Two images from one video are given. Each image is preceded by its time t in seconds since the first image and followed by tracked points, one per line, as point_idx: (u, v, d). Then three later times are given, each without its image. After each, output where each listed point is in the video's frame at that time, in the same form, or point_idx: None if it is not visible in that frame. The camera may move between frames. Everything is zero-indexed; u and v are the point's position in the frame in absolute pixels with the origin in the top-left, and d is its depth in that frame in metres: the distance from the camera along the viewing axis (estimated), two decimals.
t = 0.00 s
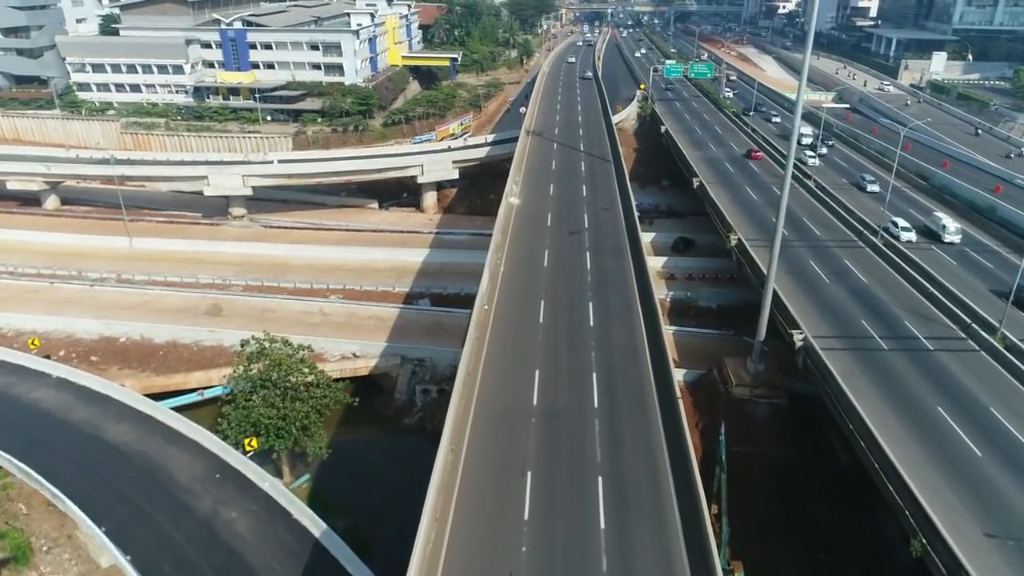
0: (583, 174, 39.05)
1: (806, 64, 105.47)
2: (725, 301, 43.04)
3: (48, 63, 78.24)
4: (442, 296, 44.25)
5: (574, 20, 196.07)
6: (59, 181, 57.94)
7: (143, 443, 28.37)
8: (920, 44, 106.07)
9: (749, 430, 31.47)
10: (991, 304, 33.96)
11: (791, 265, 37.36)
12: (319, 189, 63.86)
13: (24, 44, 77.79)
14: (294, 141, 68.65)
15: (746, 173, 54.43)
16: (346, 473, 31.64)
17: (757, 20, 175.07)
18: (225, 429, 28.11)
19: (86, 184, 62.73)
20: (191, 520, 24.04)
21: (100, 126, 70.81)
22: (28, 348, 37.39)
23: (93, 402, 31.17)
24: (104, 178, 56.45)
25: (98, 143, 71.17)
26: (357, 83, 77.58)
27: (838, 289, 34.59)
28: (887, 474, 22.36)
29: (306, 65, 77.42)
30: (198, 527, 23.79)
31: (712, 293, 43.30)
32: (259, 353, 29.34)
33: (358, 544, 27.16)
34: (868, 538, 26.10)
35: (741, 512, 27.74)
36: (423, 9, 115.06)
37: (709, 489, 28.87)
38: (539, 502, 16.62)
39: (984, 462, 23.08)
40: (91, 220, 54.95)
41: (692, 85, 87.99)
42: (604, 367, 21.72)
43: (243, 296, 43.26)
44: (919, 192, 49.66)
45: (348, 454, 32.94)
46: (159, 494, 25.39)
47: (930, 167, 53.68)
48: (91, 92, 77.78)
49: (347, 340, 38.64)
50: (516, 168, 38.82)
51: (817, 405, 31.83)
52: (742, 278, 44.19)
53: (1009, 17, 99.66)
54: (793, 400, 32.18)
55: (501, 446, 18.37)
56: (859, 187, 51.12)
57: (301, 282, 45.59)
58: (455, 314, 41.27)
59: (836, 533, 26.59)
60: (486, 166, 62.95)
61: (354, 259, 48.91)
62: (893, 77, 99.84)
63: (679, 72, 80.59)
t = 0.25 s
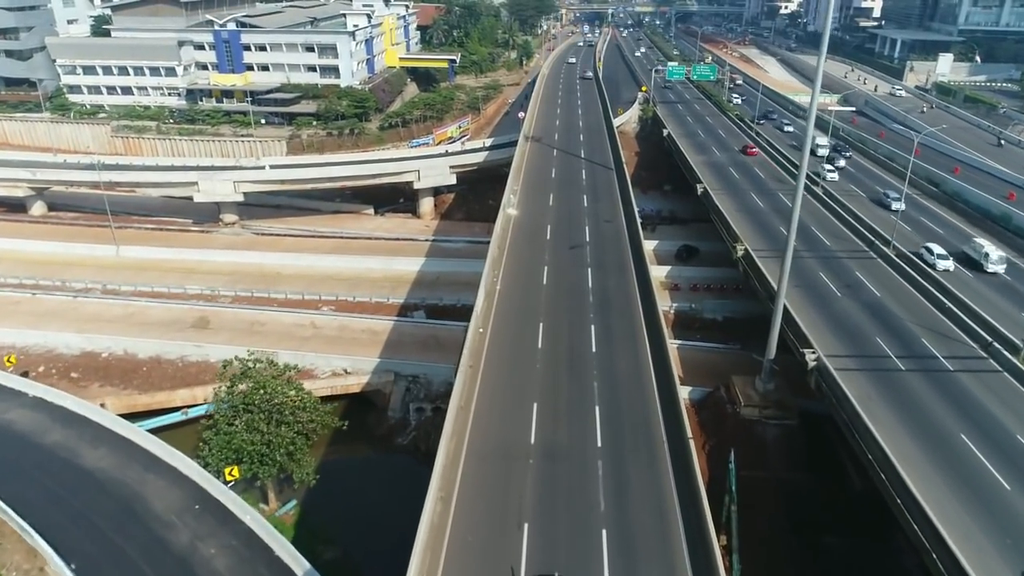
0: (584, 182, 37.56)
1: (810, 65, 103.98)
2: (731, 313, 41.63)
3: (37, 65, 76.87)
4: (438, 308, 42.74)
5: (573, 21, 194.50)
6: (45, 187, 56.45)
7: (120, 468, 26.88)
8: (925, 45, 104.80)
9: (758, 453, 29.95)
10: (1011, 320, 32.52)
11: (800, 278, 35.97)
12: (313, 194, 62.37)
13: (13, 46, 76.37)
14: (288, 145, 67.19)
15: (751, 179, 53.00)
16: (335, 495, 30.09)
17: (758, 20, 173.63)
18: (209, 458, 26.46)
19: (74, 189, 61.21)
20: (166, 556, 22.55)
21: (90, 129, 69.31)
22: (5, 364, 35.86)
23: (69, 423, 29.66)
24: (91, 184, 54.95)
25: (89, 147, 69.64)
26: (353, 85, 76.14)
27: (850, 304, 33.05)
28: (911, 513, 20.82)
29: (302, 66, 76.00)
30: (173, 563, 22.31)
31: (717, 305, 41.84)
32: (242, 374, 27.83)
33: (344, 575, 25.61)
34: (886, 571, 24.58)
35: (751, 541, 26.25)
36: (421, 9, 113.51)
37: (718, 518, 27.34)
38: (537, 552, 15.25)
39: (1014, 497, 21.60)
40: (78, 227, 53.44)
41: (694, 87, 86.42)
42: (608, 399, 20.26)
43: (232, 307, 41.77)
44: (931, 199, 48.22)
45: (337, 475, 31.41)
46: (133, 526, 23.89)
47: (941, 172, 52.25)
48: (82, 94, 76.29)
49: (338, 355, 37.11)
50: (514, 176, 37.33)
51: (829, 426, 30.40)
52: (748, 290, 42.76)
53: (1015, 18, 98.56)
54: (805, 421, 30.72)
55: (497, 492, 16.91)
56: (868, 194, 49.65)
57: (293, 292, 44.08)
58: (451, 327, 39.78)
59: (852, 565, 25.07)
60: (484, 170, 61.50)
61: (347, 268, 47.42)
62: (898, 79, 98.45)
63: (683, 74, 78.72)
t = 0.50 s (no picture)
0: (585, 191, 36.26)
1: (813, 66, 102.70)
2: (737, 323, 40.37)
3: (28, 66, 75.64)
4: (435, 319, 41.44)
5: (573, 21, 193.14)
6: (33, 193, 55.18)
7: (98, 493, 25.59)
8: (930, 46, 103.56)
9: (766, 475, 28.65)
10: None
11: (809, 289, 34.75)
12: (308, 199, 61.09)
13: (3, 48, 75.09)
14: (283, 148, 65.93)
15: (756, 184, 51.76)
16: (325, 518, 28.70)
17: (760, 21, 172.36)
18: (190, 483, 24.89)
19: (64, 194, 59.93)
20: None
21: (81, 132, 68.14)
22: None
23: (47, 443, 28.38)
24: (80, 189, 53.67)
25: (79, 150, 68.59)
26: (350, 87, 74.90)
27: (861, 319, 31.79)
28: (933, 547, 19.56)
29: (297, 68, 74.76)
30: None
31: (722, 315, 40.59)
32: (229, 395, 26.05)
33: None
34: None
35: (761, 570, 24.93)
36: (419, 10, 112.15)
37: (726, 545, 26.03)
38: None
39: None
40: (66, 233, 52.18)
41: (696, 89, 85.11)
42: (610, 432, 19.05)
43: (221, 319, 40.51)
44: (941, 205, 46.97)
45: (327, 495, 30.02)
46: (109, 558, 22.61)
47: (950, 177, 51.03)
48: (74, 97, 75.06)
49: (330, 369, 35.83)
50: (512, 185, 36.08)
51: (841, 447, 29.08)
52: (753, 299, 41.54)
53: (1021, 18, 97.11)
54: (815, 441, 29.40)
55: (490, 531, 15.83)
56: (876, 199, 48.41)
57: (284, 302, 42.83)
58: (447, 338, 38.50)
59: None
60: (482, 175, 60.24)
61: (341, 277, 46.15)
62: (902, 80, 97.18)
63: (684, 76, 77.48)
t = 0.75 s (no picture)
0: (586, 201, 34.97)
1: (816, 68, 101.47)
2: (742, 335, 39.14)
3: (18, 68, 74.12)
4: (430, 330, 40.24)
5: (574, 21, 191.86)
6: (21, 198, 53.88)
7: (73, 520, 24.28)
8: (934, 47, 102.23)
9: (776, 497, 27.35)
10: None
11: (818, 302, 33.53)
12: (303, 204, 59.83)
13: None
14: (278, 152, 64.67)
15: (761, 190, 50.49)
16: (314, 541, 27.37)
17: (761, 21, 171.24)
18: (169, 511, 23.53)
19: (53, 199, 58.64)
20: None
21: (72, 136, 66.89)
22: None
23: (22, 464, 27.06)
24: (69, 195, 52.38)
25: (70, 153, 67.39)
26: (346, 89, 73.67)
27: (875, 334, 30.48)
28: None
29: (293, 70, 73.54)
30: None
31: (727, 327, 39.32)
32: (207, 421, 24.99)
33: None
34: None
35: None
36: (417, 10, 110.81)
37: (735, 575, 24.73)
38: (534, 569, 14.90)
39: None
40: (54, 240, 50.90)
41: (698, 90, 83.79)
42: (614, 469, 17.78)
43: (211, 330, 39.23)
44: (951, 212, 45.77)
45: (317, 516, 28.72)
46: None
47: (960, 182, 49.84)
48: (66, 99, 73.83)
49: (322, 384, 34.55)
50: (510, 194, 34.78)
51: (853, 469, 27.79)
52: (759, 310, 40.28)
53: None
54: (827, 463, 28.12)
55: None
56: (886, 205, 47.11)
57: (276, 312, 41.55)
58: (443, 351, 37.35)
59: None
60: (481, 179, 58.99)
61: (335, 285, 44.90)
62: (907, 82, 95.88)
63: (686, 78, 76.10)
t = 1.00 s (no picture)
0: (587, 211, 33.73)
1: (819, 69, 100.23)
2: (748, 347, 37.91)
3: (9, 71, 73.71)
4: (426, 343, 38.93)
5: (574, 22, 190.57)
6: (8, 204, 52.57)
7: (46, 550, 23.00)
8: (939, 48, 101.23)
9: (786, 522, 26.02)
10: None
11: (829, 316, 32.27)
12: (297, 209, 58.54)
13: None
14: (272, 155, 63.40)
15: (766, 196, 49.19)
16: (300, 566, 25.97)
17: (763, 22, 170.10)
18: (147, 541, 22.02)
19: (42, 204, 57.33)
20: None
21: (62, 139, 65.95)
22: None
23: None
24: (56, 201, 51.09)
25: (61, 156, 66.45)
26: (342, 91, 72.43)
27: (888, 351, 29.17)
28: None
29: (288, 71, 72.34)
30: None
31: (732, 339, 38.10)
32: (190, 443, 23.33)
33: None
34: None
35: None
36: (416, 11, 109.56)
37: None
38: (535, 562, 15.11)
39: None
40: (41, 247, 49.63)
41: (701, 92, 82.43)
42: (618, 511, 16.47)
43: (199, 342, 37.92)
44: (963, 219, 44.49)
45: (306, 539, 27.33)
46: None
47: (970, 188, 48.67)
48: (57, 101, 72.61)
49: (313, 400, 33.27)
50: (508, 204, 33.54)
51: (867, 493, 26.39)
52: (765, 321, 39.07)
53: None
54: (839, 486, 26.79)
55: None
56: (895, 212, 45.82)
57: (267, 323, 40.28)
58: (439, 364, 36.07)
59: None
60: (479, 184, 57.71)
61: (329, 294, 43.60)
62: (911, 84, 94.61)
63: (687, 80, 74.68)
